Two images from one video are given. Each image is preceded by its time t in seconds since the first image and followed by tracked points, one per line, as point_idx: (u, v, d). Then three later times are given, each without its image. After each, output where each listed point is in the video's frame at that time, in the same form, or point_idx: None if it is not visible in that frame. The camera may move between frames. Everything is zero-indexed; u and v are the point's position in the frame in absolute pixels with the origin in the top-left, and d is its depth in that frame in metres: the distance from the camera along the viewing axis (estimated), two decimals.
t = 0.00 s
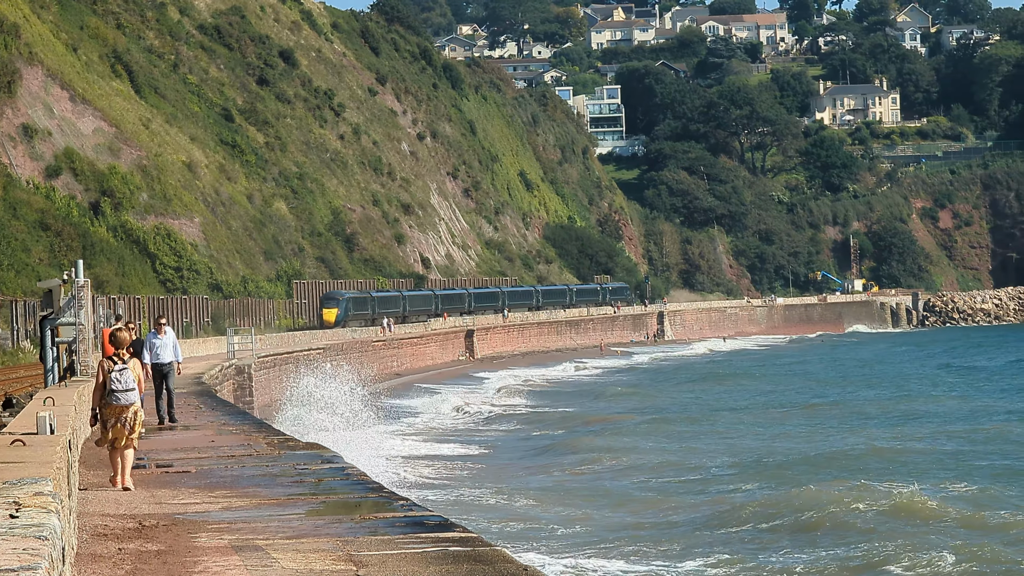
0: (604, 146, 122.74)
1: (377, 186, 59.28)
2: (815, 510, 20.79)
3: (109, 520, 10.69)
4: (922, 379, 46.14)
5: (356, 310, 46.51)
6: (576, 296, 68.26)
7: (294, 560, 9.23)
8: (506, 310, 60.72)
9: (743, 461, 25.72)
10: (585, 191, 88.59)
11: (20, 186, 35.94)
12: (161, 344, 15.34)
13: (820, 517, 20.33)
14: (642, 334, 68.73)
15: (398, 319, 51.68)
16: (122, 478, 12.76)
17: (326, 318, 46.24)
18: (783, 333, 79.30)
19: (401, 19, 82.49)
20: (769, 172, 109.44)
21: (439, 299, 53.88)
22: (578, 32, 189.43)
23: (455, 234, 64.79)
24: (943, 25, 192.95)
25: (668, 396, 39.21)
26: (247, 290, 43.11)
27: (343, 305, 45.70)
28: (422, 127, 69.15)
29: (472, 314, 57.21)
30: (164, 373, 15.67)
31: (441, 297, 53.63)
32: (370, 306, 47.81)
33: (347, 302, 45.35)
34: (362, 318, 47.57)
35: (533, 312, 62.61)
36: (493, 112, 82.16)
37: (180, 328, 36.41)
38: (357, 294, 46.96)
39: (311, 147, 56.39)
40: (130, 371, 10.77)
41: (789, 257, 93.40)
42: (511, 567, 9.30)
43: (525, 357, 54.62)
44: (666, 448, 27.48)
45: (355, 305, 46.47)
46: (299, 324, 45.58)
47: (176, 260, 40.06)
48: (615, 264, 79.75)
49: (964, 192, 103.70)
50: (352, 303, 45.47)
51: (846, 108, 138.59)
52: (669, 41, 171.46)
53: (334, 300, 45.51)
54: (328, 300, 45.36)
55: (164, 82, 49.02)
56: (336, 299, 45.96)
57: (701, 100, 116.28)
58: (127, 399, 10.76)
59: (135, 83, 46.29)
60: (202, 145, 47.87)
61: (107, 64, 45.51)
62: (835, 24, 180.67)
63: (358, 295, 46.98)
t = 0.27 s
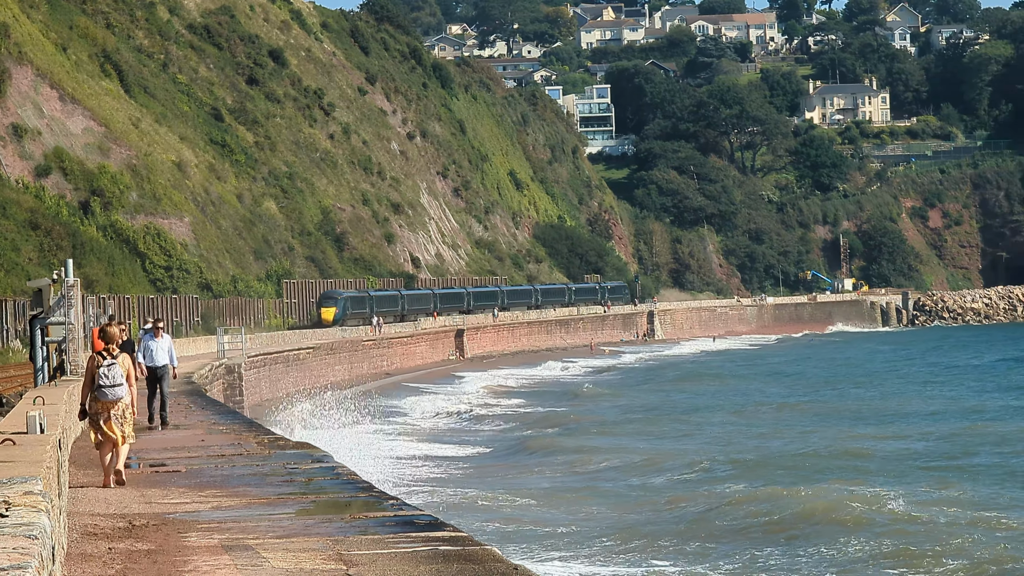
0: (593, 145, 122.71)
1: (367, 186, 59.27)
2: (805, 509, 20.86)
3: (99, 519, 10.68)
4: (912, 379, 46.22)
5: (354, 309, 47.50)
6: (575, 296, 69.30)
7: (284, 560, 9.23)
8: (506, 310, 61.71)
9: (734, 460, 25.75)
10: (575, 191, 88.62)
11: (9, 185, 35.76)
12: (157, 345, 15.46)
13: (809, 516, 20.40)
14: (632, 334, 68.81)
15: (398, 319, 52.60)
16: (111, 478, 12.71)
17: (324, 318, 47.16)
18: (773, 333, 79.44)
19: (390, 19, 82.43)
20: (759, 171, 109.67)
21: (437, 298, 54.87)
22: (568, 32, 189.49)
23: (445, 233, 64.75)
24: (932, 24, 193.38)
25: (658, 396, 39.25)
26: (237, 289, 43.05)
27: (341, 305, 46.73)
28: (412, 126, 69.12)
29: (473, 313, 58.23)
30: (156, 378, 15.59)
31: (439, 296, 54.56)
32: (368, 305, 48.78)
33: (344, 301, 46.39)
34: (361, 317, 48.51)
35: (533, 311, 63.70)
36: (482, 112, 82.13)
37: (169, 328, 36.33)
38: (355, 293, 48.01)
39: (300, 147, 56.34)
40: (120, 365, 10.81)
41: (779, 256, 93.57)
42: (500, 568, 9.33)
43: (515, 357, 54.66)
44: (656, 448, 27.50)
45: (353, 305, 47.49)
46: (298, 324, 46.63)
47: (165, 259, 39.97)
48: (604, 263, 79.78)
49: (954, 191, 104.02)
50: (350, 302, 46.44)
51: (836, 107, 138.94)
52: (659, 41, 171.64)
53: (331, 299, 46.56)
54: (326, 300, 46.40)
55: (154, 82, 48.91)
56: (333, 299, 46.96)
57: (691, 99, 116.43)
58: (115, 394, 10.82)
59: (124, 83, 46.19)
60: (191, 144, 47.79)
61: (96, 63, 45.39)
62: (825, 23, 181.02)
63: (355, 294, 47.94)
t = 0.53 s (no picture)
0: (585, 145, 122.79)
1: (359, 186, 59.27)
2: (797, 510, 20.89)
3: (90, 520, 10.67)
4: (904, 378, 46.28)
5: (354, 308, 48.04)
6: (576, 296, 69.87)
7: (276, 560, 9.24)
8: (505, 309, 62.50)
9: (726, 460, 25.78)
10: (566, 190, 88.70)
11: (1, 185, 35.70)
12: (151, 343, 15.78)
13: (801, 516, 20.44)
14: (624, 334, 68.91)
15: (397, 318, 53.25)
16: (102, 479, 12.70)
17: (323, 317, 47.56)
18: (764, 333, 79.60)
19: (382, 19, 82.41)
20: (750, 171, 109.88)
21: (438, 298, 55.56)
22: (560, 31, 189.60)
23: (437, 233, 64.74)
24: (923, 24, 193.89)
25: (650, 396, 39.26)
26: (228, 289, 43.02)
27: (342, 304, 47.29)
28: (403, 126, 69.13)
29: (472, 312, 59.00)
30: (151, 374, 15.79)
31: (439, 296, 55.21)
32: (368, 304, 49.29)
33: (344, 300, 46.89)
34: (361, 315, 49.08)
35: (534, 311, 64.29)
36: (474, 112, 82.15)
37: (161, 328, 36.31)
38: (355, 293, 48.51)
39: (292, 147, 56.32)
40: (112, 371, 11.10)
41: (770, 256, 93.72)
42: (491, 567, 9.32)
43: (506, 357, 54.68)
44: (649, 448, 27.53)
45: (353, 304, 48.01)
46: (299, 323, 47.21)
47: (157, 259, 39.93)
48: (595, 263, 79.83)
49: (945, 191, 104.32)
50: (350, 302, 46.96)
51: (827, 107, 139.26)
52: (651, 40, 171.85)
53: (331, 299, 47.10)
54: (326, 300, 47.01)
55: (145, 81, 48.83)
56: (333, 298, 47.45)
57: (683, 99, 116.63)
58: (108, 399, 11.07)
59: (115, 82, 46.12)
60: (183, 144, 47.74)
61: (88, 63, 45.31)
62: (817, 23, 181.33)
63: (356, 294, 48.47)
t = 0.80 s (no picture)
0: (576, 146, 122.80)
1: (350, 187, 59.28)
2: (788, 511, 20.97)
3: (82, 520, 10.74)
4: (897, 380, 46.39)
5: (354, 309, 48.79)
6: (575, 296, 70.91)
7: (266, 561, 9.28)
8: (505, 309, 63.49)
9: (718, 461, 25.87)
10: (558, 191, 88.77)
11: None
12: (146, 346, 15.86)
13: (792, 518, 20.49)
14: (616, 335, 68.99)
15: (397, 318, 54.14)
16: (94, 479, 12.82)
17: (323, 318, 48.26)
18: (756, 334, 79.71)
19: (374, 20, 82.41)
20: (742, 172, 110.09)
21: (438, 298, 56.48)
22: (552, 33, 189.64)
23: (428, 234, 64.75)
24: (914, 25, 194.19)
25: (643, 397, 39.34)
26: (219, 290, 43.01)
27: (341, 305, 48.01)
28: (395, 127, 69.17)
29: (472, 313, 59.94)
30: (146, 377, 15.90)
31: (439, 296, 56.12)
32: (367, 306, 50.15)
33: (343, 301, 47.64)
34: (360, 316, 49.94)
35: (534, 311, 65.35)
36: (465, 113, 82.19)
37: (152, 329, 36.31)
38: (355, 293, 49.35)
39: (283, 148, 56.27)
40: (112, 366, 11.74)
41: (762, 257, 93.88)
42: (482, 568, 9.30)
43: (498, 358, 54.74)
44: (643, 449, 27.57)
45: (353, 305, 48.74)
46: (300, 323, 47.96)
47: (149, 260, 39.91)
48: (587, 264, 79.89)
49: (936, 192, 104.61)
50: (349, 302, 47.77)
51: (819, 108, 139.52)
52: (642, 42, 172.02)
53: (330, 299, 47.89)
54: (325, 300, 47.75)
55: (137, 82, 48.79)
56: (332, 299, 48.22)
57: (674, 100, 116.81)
58: (109, 393, 11.72)
59: (107, 83, 46.06)
60: (174, 145, 47.70)
61: (79, 64, 45.28)
62: (808, 24, 181.62)
63: (354, 295, 49.31)
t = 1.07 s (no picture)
0: (567, 147, 122.83)
1: (341, 187, 59.24)
2: (780, 512, 21.01)
3: (72, 521, 10.75)
4: (889, 380, 46.43)
5: (352, 309, 49.41)
6: (574, 296, 71.79)
7: (257, 561, 9.28)
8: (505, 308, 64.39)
9: (710, 462, 25.91)
10: (549, 192, 88.81)
11: None
12: (141, 344, 15.77)
13: (784, 518, 20.56)
14: (606, 336, 69.04)
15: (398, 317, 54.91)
16: (85, 480, 12.85)
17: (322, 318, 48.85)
18: (747, 334, 79.81)
19: (364, 20, 82.34)
20: (732, 173, 110.27)
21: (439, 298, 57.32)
22: (542, 33, 189.63)
23: (419, 235, 64.73)
24: (904, 26, 194.54)
25: (635, 398, 39.32)
26: (210, 291, 42.95)
27: (341, 304, 48.61)
28: (386, 127, 69.15)
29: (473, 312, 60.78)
30: (142, 377, 15.85)
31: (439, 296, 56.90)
32: (366, 306, 50.87)
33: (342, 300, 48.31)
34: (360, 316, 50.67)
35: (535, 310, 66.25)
36: (456, 113, 82.18)
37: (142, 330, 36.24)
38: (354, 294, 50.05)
39: (274, 148, 56.24)
40: (103, 371, 12.11)
41: (753, 258, 94.01)
42: (473, 567, 9.27)
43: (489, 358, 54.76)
44: (635, 449, 27.61)
45: (351, 305, 49.36)
46: (302, 323, 48.62)
47: (139, 260, 39.82)
48: (578, 265, 79.93)
49: (927, 192, 104.84)
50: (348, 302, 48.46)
51: (809, 109, 139.73)
52: (633, 42, 172.11)
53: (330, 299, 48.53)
54: (325, 299, 48.35)
55: (127, 82, 48.68)
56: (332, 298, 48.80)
57: (665, 100, 116.90)
58: (101, 398, 12.06)
59: (97, 84, 45.95)
60: (165, 146, 47.60)
61: (70, 65, 45.18)
62: (799, 25, 181.83)
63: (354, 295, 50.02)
